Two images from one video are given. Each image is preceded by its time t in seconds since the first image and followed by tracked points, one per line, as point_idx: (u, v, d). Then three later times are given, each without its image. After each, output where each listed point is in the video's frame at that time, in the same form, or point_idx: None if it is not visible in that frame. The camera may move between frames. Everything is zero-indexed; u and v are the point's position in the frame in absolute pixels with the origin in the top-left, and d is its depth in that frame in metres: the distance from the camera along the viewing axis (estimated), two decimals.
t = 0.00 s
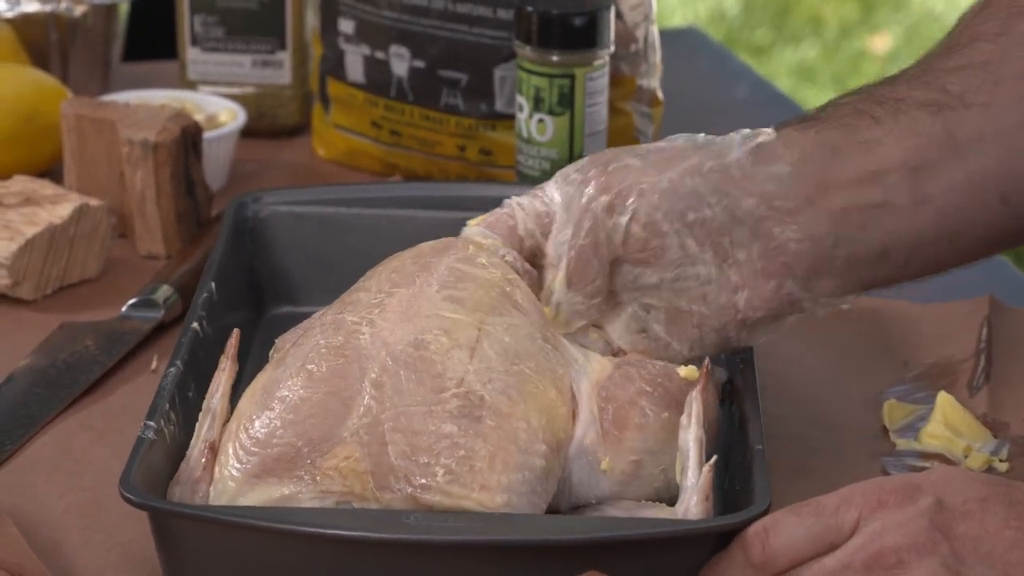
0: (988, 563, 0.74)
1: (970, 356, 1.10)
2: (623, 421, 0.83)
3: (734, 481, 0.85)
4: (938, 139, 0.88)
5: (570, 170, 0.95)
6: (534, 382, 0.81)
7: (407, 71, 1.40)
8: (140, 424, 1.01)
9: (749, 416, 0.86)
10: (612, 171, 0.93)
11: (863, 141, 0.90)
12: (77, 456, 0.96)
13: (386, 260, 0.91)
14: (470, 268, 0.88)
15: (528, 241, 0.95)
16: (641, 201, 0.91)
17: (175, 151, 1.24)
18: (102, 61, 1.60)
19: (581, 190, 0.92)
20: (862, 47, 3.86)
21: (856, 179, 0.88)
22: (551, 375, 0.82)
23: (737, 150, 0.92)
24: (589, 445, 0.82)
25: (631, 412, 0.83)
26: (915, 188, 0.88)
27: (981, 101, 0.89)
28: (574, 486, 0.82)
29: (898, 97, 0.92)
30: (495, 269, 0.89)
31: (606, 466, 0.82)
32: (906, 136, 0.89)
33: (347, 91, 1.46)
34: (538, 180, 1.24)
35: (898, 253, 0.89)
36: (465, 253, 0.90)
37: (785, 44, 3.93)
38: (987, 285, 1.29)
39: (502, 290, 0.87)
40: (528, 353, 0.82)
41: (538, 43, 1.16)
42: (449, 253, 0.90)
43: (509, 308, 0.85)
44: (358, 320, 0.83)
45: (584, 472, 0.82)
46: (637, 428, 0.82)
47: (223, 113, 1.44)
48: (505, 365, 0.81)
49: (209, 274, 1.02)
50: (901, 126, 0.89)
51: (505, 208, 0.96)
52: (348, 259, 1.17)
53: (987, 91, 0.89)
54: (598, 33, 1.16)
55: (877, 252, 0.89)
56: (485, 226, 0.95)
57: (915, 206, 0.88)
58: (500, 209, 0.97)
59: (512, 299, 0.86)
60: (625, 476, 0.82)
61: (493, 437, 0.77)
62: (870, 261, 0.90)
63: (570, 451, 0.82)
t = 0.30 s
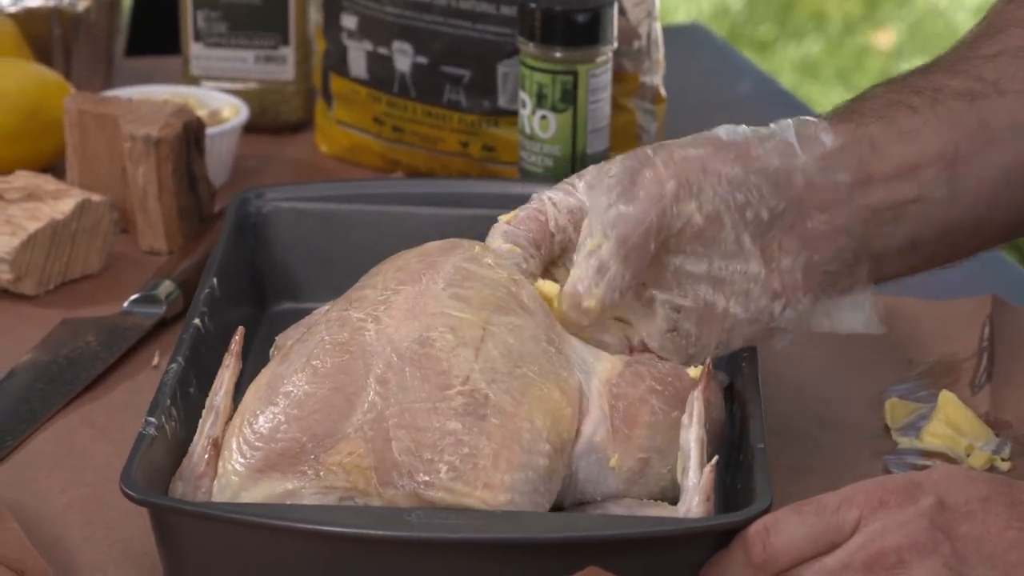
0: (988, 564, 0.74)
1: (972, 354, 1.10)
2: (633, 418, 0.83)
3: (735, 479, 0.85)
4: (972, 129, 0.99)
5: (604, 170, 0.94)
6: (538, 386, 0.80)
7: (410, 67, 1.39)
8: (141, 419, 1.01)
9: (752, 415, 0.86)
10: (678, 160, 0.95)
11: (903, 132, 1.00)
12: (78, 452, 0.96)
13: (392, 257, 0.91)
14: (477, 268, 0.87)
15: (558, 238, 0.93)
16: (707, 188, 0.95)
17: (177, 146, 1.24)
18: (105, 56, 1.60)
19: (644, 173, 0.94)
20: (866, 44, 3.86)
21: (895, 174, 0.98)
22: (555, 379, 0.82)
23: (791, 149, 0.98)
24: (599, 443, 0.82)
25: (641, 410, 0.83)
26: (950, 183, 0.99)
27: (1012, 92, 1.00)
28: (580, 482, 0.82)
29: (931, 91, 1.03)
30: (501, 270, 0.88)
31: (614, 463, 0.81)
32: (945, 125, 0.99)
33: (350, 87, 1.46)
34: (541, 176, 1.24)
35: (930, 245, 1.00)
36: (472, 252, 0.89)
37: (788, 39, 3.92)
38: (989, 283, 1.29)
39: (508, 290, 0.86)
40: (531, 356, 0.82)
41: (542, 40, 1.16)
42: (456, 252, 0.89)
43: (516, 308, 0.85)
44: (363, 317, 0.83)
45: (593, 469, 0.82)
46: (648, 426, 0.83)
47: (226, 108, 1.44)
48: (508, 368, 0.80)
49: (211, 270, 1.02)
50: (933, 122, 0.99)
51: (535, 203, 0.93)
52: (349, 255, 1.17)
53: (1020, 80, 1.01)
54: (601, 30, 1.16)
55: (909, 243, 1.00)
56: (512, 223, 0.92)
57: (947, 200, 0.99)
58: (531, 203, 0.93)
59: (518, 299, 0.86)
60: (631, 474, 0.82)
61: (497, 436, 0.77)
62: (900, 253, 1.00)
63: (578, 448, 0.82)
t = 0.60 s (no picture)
0: (984, 561, 0.74)
1: (970, 350, 1.10)
2: (632, 413, 0.83)
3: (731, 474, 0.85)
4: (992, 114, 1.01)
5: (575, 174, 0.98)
6: (535, 381, 0.80)
7: (409, 63, 1.39)
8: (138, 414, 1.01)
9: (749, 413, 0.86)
10: (611, 198, 0.94)
11: (865, 153, 0.91)
12: (75, 447, 0.96)
13: (388, 253, 0.91)
14: (473, 262, 0.88)
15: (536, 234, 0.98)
16: (632, 229, 0.93)
17: (176, 142, 1.24)
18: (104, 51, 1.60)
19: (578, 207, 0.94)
20: (867, 40, 3.86)
21: (854, 195, 0.90)
22: (553, 373, 0.82)
23: (740, 181, 0.93)
24: (598, 436, 0.82)
25: (640, 405, 0.83)
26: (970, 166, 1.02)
27: None
28: (578, 476, 0.82)
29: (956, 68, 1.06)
30: (498, 263, 0.89)
31: (613, 457, 0.81)
32: (912, 144, 0.89)
33: (349, 82, 1.46)
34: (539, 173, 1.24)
35: (893, 270, 0.91)
36: (469, 247, 0.90)
37: (790, 36, 3.91)
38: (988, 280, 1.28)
39: (504, 284, 0.86)
40: (529, 350, 0.82)
41: (540, 36, 1.16)
42: (453, 246, 0.90)
43: (513, 303, 0.85)
44: (360, 313, 0.83)
45: (590, 462, 0.82)
46: (646, 421, 0.83)
47: (225, 103, 1.44)
48: (506, 364, 0.80)
49: (209, 265, 1.02)
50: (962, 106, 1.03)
51: (515, 197, 0.99)
52: (346, 251, 1.17)
53: (996, 95, 0.88)
54: (599, 26, 1.16)
55: (868, 272, 0.92)
56: (492, 216, 0.97)
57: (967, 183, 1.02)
58: (511, 197, 0.99)
59: (515, 293, 0.86)
60: (630, 468, 0.82)
61: (495, 431, 0.77)
62: (862, 278, 0.92)
63: (575, 442, 0.82)
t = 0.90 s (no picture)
0: (985, 559, 0.73)
1: (974, 347, 1.09)
2: (630, 411, 0.83)
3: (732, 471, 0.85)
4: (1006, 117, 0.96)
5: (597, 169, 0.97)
6: (533, 378, 0.80)
7: (411, 59, 1.39)
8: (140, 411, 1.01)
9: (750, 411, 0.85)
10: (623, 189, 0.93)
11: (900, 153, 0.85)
12: (77, 444, 0.96)
13: (389, 249, 0.91)
14: (471, 257, 0.88)
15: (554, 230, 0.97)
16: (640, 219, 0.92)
17: (178, 138, 1.24)
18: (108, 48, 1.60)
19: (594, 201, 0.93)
20: (874, 37, 3.84)
21: (885, 193, 0.85)
22: (551, 369, 0.82)
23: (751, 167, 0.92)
24: (595, 433, 0.82)
25: (639, 402, 0.83)
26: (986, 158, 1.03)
27: None
28: (578, 474, 0.82)
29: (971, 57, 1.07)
30: (497, 258, 0.89)
31: (612, 455, 0.81)
32: (946, 144, 0.83)
33: (351, 79, 1.46)
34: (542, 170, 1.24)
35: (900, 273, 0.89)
36: (469, 242, 0.91)
37: (797, 32, 3.89)
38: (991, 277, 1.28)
39: (502, 279, 0.87)
40: (528, 347, 0.82)
41: (542, 32, 1.16)
42: (453, 241, 0.90)
43: (511, 299, 0.85)
44: (357, 310, 0.83)
45: (589, 460, 0.82)
46: (645, 418, 0.82)
47: (228, 100, 1.44)
48: (504, 360, 0.80)
49: (210, 262, 1.02)
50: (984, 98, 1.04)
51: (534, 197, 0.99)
52: (348, 248, 1.17)
53: None
54: (602, 22, 1.16)
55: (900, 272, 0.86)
56: (510, 212, 0.97)
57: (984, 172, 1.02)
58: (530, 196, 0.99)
59: (514, 289, 0.86)
60: (630, 466, 0.82)
61: (493, 427, 0.77)
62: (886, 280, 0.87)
63: (573, 439, 0.82)
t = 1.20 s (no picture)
0: (986, 557, 0.73)
1: (975, 344, 1.09)
2: (630, 407, 0.83)
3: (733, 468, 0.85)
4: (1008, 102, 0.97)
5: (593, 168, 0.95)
6: (534, 373, 0.80)
7: (415, 57, 1.39)
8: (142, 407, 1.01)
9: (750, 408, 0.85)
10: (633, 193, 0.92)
11: (888, 156, 0.85)
12: (80, 440, 0.96)
13: (388, 247, 0.91)
14: (472, 256, 0.88)
15: (543, 232, 0.95)
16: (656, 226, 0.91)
17: (182, 135, 1.24)
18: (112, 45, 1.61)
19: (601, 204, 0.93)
20: (881, 35, 3.83)
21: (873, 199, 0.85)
22: (552, 366, 0.82)
23: (764, 178, 0.89)
24: (596, 430, 0.82)
25: (639, 399, 0.83)
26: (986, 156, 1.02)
27: None
28: (578, 471, 0.82)
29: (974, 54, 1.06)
30: (497, 257, 0.88)
31: (612, 451, 0.81)
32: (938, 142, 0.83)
33: (355, 76, 1.46)
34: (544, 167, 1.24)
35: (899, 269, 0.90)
36: (469, 240, 0.90)
37: (803, 30, 3.88)
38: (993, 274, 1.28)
39: (503, 277, 0.86)
40: (528, 343, 0.82)
41: (545, 30, 1.17)
42: (453, 240, 0.90)
43: (512, 297, 0.85)
44: (359, 307, 0.83)
45: (589, 456, 0.82)
46: (645, 414, 0.83)
47: (232, 98, 1.44)
48: (505, 357, 0.80)
49: (213, 259, 1.03)
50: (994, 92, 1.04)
51: (525, 195, 0.96)
52: (350, 245, 1.17)
53: (1020, 95, 0.83)
54: (605, 20, 1.15)
55: (884, 272, 0.87)
56: (499, 213, 0.95)
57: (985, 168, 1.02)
58: (520, 194, 0.96)
59: (514, 286, 0.86)
60: (630, 462, 0.82)
61: (495, 423, 0.77)
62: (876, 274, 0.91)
63: (574, 436, 0.82)
